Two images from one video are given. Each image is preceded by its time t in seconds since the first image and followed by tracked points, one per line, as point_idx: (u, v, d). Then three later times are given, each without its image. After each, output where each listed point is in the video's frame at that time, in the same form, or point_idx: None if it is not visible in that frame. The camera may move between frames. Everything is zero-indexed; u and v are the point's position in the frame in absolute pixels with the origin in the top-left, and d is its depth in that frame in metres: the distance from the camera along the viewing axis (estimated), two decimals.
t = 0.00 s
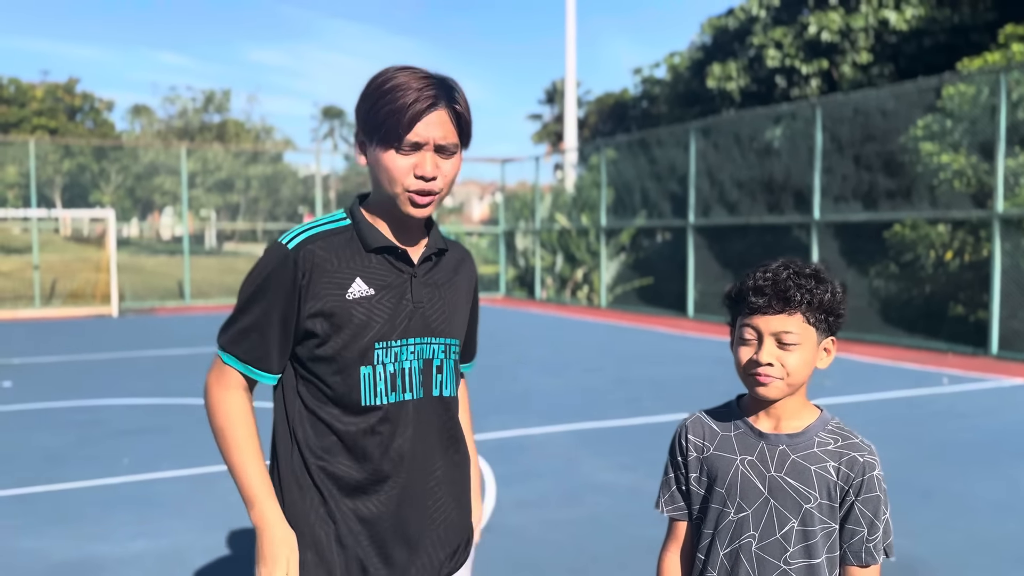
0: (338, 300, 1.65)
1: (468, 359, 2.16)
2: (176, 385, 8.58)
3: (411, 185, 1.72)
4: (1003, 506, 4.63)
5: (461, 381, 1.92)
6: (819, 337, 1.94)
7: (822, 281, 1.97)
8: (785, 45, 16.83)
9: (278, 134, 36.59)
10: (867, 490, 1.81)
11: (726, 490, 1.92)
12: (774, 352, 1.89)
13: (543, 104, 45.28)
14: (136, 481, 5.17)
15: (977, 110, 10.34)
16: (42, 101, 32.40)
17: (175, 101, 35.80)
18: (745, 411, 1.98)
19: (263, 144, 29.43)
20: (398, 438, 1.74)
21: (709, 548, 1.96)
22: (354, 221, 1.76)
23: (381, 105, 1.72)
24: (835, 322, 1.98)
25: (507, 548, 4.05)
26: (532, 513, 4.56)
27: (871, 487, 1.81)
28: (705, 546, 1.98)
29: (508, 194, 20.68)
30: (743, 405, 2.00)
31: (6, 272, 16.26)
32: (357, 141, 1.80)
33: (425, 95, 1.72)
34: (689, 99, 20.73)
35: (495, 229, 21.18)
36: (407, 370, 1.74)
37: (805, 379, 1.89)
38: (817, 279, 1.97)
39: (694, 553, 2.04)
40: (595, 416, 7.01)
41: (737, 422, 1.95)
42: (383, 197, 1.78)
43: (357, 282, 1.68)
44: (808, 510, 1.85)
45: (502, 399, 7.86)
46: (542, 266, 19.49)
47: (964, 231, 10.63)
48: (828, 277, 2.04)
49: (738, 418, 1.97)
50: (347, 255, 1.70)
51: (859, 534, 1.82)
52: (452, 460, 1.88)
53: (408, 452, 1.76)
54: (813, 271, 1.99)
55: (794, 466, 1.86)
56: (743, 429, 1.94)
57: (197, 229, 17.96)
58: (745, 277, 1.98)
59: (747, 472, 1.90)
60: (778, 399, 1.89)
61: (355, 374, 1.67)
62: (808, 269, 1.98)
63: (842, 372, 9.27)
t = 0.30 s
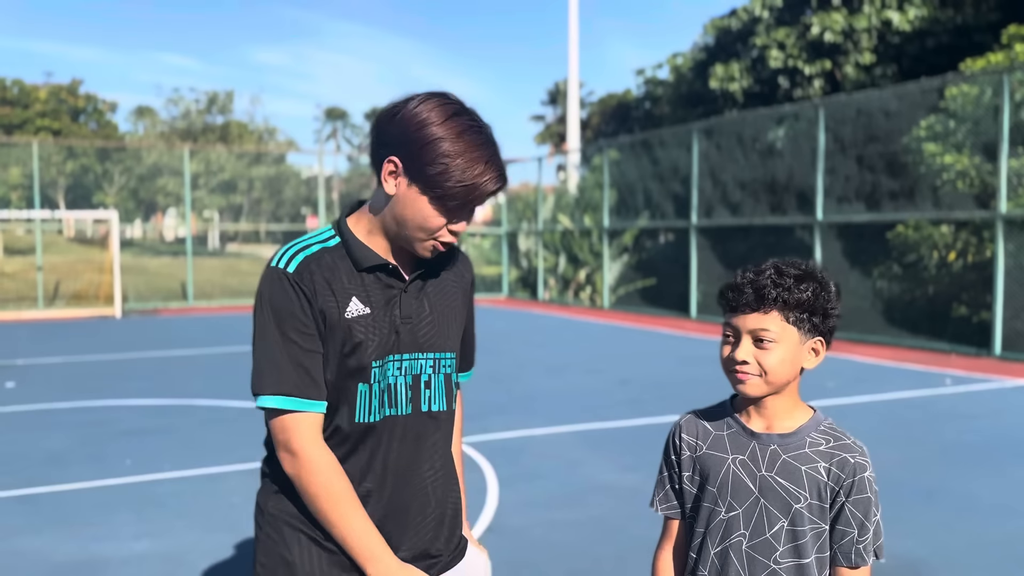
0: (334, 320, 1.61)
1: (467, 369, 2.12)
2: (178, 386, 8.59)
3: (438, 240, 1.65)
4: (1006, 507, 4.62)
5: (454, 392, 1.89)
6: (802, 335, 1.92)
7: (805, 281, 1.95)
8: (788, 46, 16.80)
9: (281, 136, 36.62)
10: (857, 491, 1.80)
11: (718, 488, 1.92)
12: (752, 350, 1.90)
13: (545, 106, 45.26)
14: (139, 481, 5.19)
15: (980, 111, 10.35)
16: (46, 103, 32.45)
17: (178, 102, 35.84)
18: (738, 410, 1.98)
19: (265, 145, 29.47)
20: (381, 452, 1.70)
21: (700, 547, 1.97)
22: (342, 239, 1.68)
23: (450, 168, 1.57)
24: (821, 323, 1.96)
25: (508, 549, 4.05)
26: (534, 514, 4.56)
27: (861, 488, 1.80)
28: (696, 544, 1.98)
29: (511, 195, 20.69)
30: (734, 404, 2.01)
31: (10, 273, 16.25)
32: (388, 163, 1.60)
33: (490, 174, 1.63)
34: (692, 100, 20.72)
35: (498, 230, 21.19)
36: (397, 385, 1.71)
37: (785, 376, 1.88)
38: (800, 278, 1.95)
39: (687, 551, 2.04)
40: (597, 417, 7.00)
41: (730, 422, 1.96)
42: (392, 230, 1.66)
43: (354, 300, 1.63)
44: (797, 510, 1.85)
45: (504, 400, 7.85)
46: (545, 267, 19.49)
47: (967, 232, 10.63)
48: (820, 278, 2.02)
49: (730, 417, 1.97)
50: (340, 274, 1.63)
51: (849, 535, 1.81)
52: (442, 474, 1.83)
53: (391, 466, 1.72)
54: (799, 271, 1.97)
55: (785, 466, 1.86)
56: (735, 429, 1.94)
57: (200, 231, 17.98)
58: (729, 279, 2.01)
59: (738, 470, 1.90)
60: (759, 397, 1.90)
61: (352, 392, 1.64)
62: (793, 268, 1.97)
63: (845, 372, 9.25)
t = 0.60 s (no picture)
0: (345, 330, 1.60)
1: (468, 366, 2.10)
2: (181, 386, 8.60)
3: (446, 252, 1.67)
4: (1009, 507, 4.61)
5: (453, 394, 1.89)
6: (799, 333, 1.91)
7: (800, 279, 1.95)
8: (790, 46, 16.76)
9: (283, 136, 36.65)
10: (857, 488, 1.79)
11: (718, 486, 1.92)
12: (750, 351, 1.90)
13: (547, 106, 45.22)
14: (142, 481, 5.19)
15: (983, 110, 10.33)
16: (48, 103, 32.51)
17: (181, 103, 35.90)
18: (739, 409, 1.98)
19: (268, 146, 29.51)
20: (394, 453, 1.72)
21: (702, 544, 1.96)
22: (347, 245, 1.66)
23: (462, 191, 1.58)
24: (818, 320, 1.95)
25: (510, 549, 4.05)
26: (536, 513, 4.56)
27: (861, 485, 1.79)
28: (698, 542, 1.98)
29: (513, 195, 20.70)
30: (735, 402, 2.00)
31: (13, 273, 16.26)
32: (397, 179, 1.58)
33: (501, 192, 1.64)
34: (694, 101, 20.71)
35: (500, 230, 21.20)
36: (402, 391, 1.71)
37: (784, 376, 1.87)
38: (795, 277, 1.94)
39: (689, 549, 2.04)
40: (600, 417, 7.00)
41: (731, 421, 1.95)
42: (400, 242, 1.66)
43: (363, 309, 1.62)
44: (797, 507, 1.84)
45: (506, 399, 7.86)
46: (548, 267, 19.49)
47: (970, 232, 10.62)
48: (817, 274, 2.01)
49: (732, 416, 1.96)
50: (351, 285, 1.62)
51: (849, 531, 1.81)
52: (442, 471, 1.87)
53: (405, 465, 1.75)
54: (794, 270, 1.96)
55: (785, 463, 1.85)
56: (736, 427, 1.93)
57: (203, 231, 18.00)
58: (725, 279, 2.00)
59: (739, 468, 1.90)
60: (761, 398, 1.89)
61: (361, 402, 1.63)
62: (787, 267, 1.96)
63: (848, 372, 9.23)
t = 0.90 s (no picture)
0: (329, 319, 1.60)
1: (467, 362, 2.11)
2: (182, 386, 8.59)
3: (441, 252, 1.67)
4: (1011, 506, 4.60)
5: (448, 394, 1.88)
6: (790, 336, 1.89)
7: (788, 282, 1.91)
8: (792, 45, 16.75)
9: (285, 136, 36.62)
10: (867, 489, 1.78)
11: (729, 485, 1.92)
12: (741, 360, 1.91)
13: (548, 106, 45.19)
14: (144, 480, 5.19)
15: (984, 110, 10.30)
16: (50, 103, 32.49)
17: (183, 103, 35.86)
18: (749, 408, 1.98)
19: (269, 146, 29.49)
20: (383, 446, 1.71)
21: (711, 542, 1.96)
22: (339, 237, 1.68)
23: (453, 192, 1.57)
24: (810, 321, 1.91)
25: (512, 548, 4.05)
26: (538, 513, 4.56)
27: (871, 486, 1.78)
28: (707, 541, 1.98)
29: (515, 195, 20.70)
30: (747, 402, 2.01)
31: (16, 273, 16.25)
32: (388, 183, 1.59)
33: (494, 193, 1.63)
34: (696, 100, 20.70)
35: (501, 230, 21.20)
36: (392, 385, 1.71)
37: (776, 382, 1.87)
38: (782, 280, 1.91)
39: (699, 547, 2.04)
40: (601, 417, 7.00)
41: (741, 420, 1.95)
42: (393, 241, 1.67)
43: (349, 299, 1.62)
44: (807, 507, 1.84)
45: (508, 399, 7.85)
46: (549, 266, 19.48)
47: (972, 231, 10.62)
48: (812, 272, 1.96)
49: (741, 416, 1.96)
50: (338, 273, 1.63)
51: (859, 532, 1.80)
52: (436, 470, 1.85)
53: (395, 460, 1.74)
54: (783, 272, 1.93)
55: (794, 464, 1.85)
56: (746, 427, 1.94)
57: (205, 231, 17.99)
58: (719, 284, 2.00)
59: (749, 468, 1.90)
60: (760, 401, 1.90)
61: (343, 393, 1.63)
62: (774, 270, 1.93)
63: (850, 372, 9.22)
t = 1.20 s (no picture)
0: (326, 313, 1.59)
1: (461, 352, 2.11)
2: (185, 386, 8.60)
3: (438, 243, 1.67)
4: (1015, 506, 4.60)
5: (448, 384, 1.89)
6: (800, 337, 1.88)
7: (798, 281, 1.90)
8: (793, 44, 16.75)
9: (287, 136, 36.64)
10: (880, 492, 1.76)
11: (744, 484, 1.93)
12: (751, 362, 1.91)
13: (550, 106, 45.19)
14: (147, 480, 5.20)
15: (986, 108, 10.29)
16: (52, 104, 32.52)
17: (184, 103, 35.88)
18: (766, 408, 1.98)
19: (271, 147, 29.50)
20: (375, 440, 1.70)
21: (726, 541, 1.98)
22: (337, 232, 1.68)
23: (448, 184, 1.57)
24: (820, 321, 1.89)
25: (514, 547, 4.06)
26: (541, 513, 4.56)
27: (884, 490, 1.76)
28: (723, 540, 2.00)
29: (516, 195, 20.70)
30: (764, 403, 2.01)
31: (18, 273, 16.28)
32: (383, 179, 1.59)
33: (487, 182, 1.64)
34: (697, 100, 20.69)
35: (502, 229, 21.22)
36: (396, 376, 1.72)
37: (788, 382, 1.86)
38: (793, 279, 1.90)
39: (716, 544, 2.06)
40: (604, 416, 7.00)
41: (757, 420, 1.96)
42: (393, 234, 1.66)
43: (345, 294, 1.62)
44: (819, 508, 1.83)
45: (510, 399, 7.85)
46: (551, 266, 19.48)
47: (974, 230, 10.61)
48: (825, 271, 1.95)
49: (758, 416, 1.97)
50: (334, 267, 1.62)
51: (872, 535, 1.78)
52: (435, 457, 1.85)
53: (397, 452, 1.74)
54: (794, 271, 1.92)
55: (807, 465, 1.85)
56: (762, 427, 1.94)
57: (206, 231, 18.01)
58: (730, 284, 2.01)
59: (764, 468, 1.91)
60: (773, 401, 1.90)
61: (348, 387, 1.62)
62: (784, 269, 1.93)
63: (852, 371, 9.21)
